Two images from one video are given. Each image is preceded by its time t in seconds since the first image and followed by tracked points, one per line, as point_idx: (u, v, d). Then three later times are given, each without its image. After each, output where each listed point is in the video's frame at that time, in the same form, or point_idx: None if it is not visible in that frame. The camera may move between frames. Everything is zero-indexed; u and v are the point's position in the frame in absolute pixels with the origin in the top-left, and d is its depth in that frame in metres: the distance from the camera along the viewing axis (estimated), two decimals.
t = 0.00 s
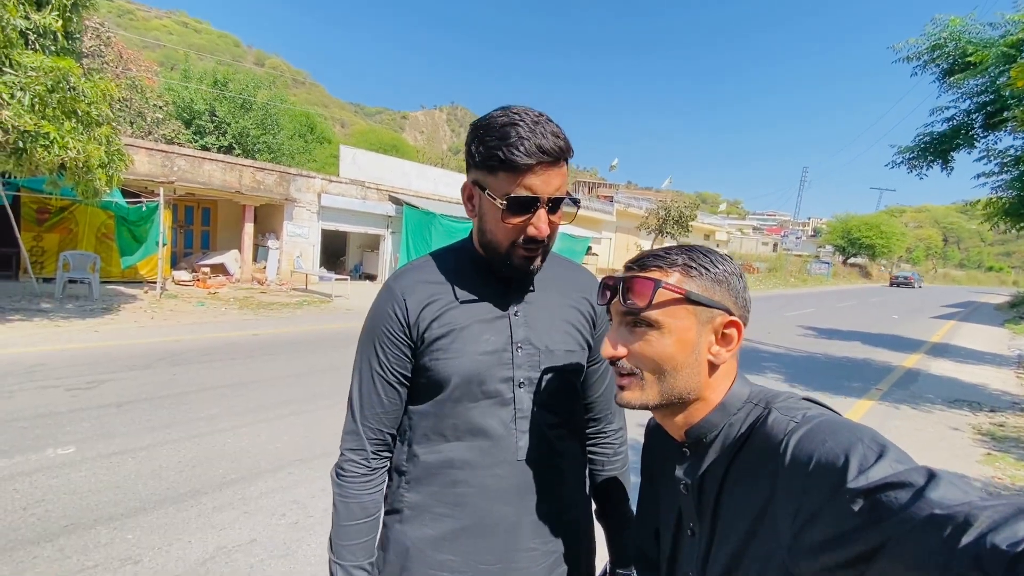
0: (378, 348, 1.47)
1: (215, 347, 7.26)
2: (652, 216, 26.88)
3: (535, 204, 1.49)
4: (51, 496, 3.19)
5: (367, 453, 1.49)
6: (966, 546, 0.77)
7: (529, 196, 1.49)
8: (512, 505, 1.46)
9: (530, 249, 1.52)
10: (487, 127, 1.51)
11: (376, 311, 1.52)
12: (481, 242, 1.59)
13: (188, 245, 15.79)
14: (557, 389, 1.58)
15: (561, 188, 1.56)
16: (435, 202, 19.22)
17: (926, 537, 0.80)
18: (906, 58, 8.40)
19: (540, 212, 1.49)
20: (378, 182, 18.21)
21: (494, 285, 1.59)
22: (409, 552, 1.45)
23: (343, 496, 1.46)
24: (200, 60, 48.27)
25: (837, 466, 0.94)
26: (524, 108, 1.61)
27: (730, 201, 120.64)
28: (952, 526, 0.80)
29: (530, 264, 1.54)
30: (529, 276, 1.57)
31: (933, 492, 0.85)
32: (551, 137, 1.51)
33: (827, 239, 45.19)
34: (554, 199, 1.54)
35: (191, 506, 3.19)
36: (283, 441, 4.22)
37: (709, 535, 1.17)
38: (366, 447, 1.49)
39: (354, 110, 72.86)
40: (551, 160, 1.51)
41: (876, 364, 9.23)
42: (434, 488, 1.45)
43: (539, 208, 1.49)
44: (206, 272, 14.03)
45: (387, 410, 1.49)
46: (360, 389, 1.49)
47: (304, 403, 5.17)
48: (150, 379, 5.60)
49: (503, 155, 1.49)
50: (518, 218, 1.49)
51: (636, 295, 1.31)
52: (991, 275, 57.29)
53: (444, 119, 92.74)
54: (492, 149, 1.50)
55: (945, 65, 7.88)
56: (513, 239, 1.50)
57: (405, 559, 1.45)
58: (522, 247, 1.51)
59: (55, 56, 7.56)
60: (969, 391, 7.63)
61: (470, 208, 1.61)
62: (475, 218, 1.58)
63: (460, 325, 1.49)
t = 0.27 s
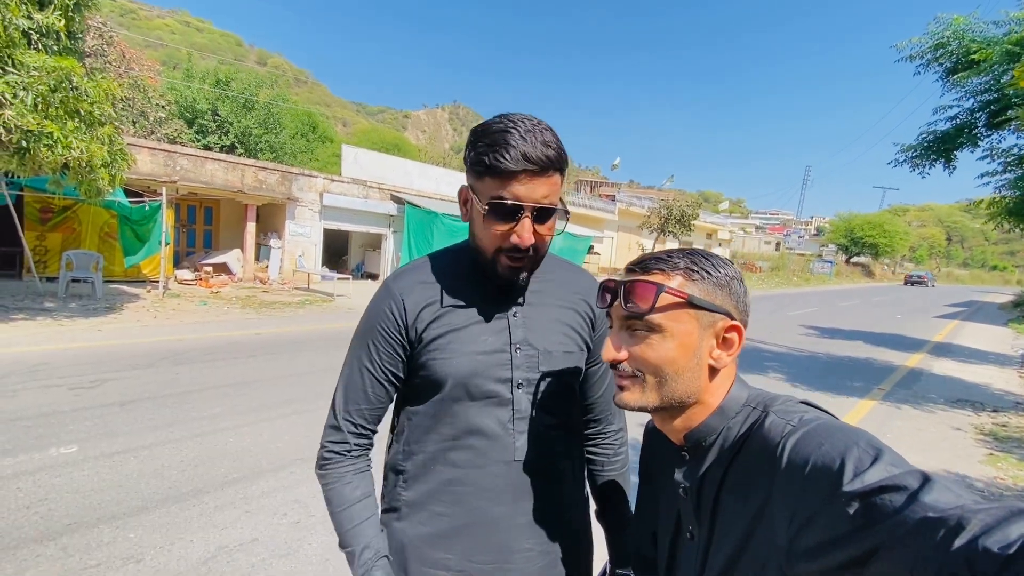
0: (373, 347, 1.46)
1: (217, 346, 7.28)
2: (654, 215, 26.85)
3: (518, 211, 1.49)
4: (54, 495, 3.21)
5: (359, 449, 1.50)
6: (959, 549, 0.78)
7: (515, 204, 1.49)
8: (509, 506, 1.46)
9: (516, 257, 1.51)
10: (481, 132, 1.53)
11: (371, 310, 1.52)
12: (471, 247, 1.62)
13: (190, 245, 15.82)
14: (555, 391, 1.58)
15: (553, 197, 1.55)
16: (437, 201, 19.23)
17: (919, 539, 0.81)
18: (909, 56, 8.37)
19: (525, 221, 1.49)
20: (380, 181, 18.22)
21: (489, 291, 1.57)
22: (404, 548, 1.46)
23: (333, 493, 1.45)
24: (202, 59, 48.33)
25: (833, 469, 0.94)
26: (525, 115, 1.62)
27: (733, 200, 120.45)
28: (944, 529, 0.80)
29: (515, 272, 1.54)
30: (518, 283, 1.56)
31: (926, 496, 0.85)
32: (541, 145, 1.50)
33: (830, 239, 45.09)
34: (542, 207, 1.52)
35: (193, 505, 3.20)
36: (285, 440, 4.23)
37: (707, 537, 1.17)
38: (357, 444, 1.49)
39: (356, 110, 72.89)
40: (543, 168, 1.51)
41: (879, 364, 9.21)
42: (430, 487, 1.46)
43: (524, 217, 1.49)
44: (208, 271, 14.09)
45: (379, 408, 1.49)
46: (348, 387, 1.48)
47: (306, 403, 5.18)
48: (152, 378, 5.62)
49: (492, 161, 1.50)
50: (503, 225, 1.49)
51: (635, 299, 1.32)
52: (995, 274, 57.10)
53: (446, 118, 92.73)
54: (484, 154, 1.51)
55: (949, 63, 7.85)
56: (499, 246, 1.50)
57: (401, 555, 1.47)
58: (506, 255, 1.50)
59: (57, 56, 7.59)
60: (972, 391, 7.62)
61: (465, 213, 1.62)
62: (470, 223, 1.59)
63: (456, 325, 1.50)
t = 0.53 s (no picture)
0: (363, 345, 1.46)
1: (219, 345, 7.29)
2: (656, 214, 26.82)
3: (512, 216, 1.48)
4: (56, 492, 3.22)
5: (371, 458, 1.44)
6: (963, 545, 0.77)
7: (508, 207, 1.48)
8: (499, 503, 1.46)
9: (509, 261, 1.51)
10: (472, 133, 1.50)
11: (362, 309, 1.51)
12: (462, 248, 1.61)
13: (192, 244, 15.86)
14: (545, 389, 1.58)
15: (545, 199, 1.55)
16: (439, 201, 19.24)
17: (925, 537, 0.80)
18: (913, 54, 8.34)
19: (517, 225, 1.49)
20: (382, 180, 18.24)
21: (478, 295, 1.57)
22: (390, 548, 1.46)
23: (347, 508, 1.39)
24: (204, 59, 48.41)
25: (834, 466, 0.94)
26: (515, 113, 1.59)
27: (735, 199, 120.19)
28: (949, 526, 0.80)
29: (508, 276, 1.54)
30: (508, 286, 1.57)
31: (930, 492, 0.85)
32: (535, 148, 1.49)
33: (833, 238, 45.00)
34: (536, 210, 1.52)
35: (195, 503, 3.20)
36: (286, 439, 4.24)
37: (707, 534, 1.17)
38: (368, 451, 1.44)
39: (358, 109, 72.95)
40: (536, 171, 1.50)
41: (882, 363, 9.19)
42: (419, 485, 1.45)
43: (516, 220, 1.49)
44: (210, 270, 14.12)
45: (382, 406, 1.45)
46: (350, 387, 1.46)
47: (308, 401, 5.19)
48: (155, 376, 5.63)
49: (483, 163, 1.48)
50: (496, 229, 1.48)
51: (644, 297, 1.30)
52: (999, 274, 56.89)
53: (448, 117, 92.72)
54: (475, 155, 1.49)
55: (953, 61, 7.83)
56: (492, 250, 1.49)
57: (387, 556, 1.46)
58: (499, 259, 1.50)
59: (60, 55, 7.61)
60: (975, 390, 7.59)
61: (455, 213, 1.60)
62: (459, 223, 1.57)
63: (445, 324, 1.50)
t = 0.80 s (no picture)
0: (333, 353, 1.41)
1: (222, 344, 7.32)
2: (658, 214, 26.79)
3: (501, 212, 1.50)
4: (60, 490, 3.23)
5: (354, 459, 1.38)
6: (954, 539, 0.78)
7: (495, 204, 1.49)
8: (484, 506, 1.47)
9: (498, 257, 1.54)
10: (447, 133, 1.48)
11: (333, 316, 1.46)
12: (441, 249, 1.58)
13: (195, 243, 15.90)
14: (525, 388, 1.60)
15: (526, 194, 1.58)
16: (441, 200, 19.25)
17: (918, 532, 0.81)
18: (917, 53, 8.31)
19: (506, 221, 1.51)
20: (384, 180, 18.26)
21: (455, 296, 1.59)
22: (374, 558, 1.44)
23: (342, 526, 1.33)
24: (208, 59, 48.54)
25: (828, 463, 0.95)
26: (482, 109, 1.58)
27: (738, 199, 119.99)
28: (940, 521, 0.81)
29: (494, 272, 1.58)
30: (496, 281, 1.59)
31: (921, 488, 0.86)
32: (515, 143, 1.52)
33: (836, 237, 44.90)
34: (521, 205, 1.55)
35: (197, 501, 3.22)
36: (288, 437, 4.25)
37: (704, 532, 1.18)
38: (352, 454, 1.38)
39: (361, 109, 73.06)
40: (517, 167, 1.52)
41: (884, 363, 9.17)
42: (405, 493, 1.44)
43: (505, 217, 1.51)
44: (214, 270, 14.16)
45: (361, 410, 1.40)
46: (323, 397, 1.40)
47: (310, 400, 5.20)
48: (158, 375, 5.65)
49: (467, 163, 1.48)
50: (484, 228, 1.49)
51: (643, 296, 1.30)
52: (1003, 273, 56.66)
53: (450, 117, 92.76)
54: (455, 156, 1.47)
55: (957, 60, 7.80)
56: (481, 249, 1.51)
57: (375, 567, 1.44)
58: (488, 257, 1.52)
59: (64, 55, 7.64)
60: (978, 391, 7.57)
61: (432, 216, 1.58)
62: (437, 224, 1.55)
63: (423, 330, 1.49)
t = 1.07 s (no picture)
0: (330, 359, 1.34)
1: (226, 343, 7.34)
2: (661, 214, 26.76)
3: (483, 205, 1.51)
4: (65, 487, 3.25)
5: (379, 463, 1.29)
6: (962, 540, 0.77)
7: (478, 197, 1.50)
8: (480, 500, 1.49)
9: (483, 250, 1.55)
10: (421, 130, 1.48)
11: (320, 318, 1.39)
12: (422, 246, 1.59)
13: (199, 242, 15.96)
14: (515, 381, 1.64)
15: (506, 185, 1.59)
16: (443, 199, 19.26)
17: (918, 533, 0.81)
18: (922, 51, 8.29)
19: (489, 214, 1.52)
20: (387, 179, 18.29)
21: (442, 291, 1.60)
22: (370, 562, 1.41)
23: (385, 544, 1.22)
24: (212, 59, 48.67)
25: (831, 463, 0.94)
26: (456, 103, 1.58)
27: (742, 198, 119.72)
28: (943, 520, 0.81)
29: (480, 267, 1.59)
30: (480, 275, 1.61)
31: (923, 486, 0.86)
32: (492, 135, 1.52)
33: (840, 237, 44.86)
34: (502, 197, 1.57)
35: (201, 499, 3.23)
36: (291, 436, 4.26)
37: (707, 531, 1.18)
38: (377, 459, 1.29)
39: (364, 109, 73.21)
40: (496, 158, 1.53)
41: (889, 363, 9.14)
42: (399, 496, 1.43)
43: (488, 209, 1.52)
44: (217, 269, 14.20)
45: (372, 412, 1.34)
46: (328, 408, 1.32)
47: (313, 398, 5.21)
48: (162, 374, 5.67)
49: (447, 159, 1.47)
50: (468, 222, 1.50)
51: (642, 294, 1.30)
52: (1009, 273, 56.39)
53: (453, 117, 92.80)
54: (433, 152, 1.47)
55: (962, 58, 7.78)
56: (467, 245, 1.51)
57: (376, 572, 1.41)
58: (474, 252, 1.54)
59: (68, 55, 7.68)
60: (984, 391, 7.54)
61: (411, 214, 1.58)
62: (418, 222, 1.55)
63: (417, 333, 1.47)
